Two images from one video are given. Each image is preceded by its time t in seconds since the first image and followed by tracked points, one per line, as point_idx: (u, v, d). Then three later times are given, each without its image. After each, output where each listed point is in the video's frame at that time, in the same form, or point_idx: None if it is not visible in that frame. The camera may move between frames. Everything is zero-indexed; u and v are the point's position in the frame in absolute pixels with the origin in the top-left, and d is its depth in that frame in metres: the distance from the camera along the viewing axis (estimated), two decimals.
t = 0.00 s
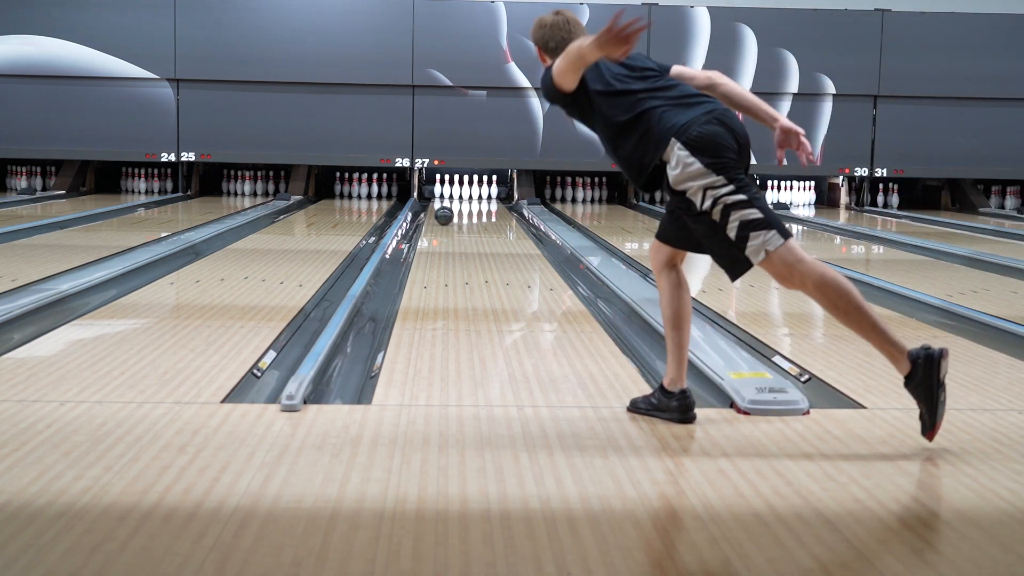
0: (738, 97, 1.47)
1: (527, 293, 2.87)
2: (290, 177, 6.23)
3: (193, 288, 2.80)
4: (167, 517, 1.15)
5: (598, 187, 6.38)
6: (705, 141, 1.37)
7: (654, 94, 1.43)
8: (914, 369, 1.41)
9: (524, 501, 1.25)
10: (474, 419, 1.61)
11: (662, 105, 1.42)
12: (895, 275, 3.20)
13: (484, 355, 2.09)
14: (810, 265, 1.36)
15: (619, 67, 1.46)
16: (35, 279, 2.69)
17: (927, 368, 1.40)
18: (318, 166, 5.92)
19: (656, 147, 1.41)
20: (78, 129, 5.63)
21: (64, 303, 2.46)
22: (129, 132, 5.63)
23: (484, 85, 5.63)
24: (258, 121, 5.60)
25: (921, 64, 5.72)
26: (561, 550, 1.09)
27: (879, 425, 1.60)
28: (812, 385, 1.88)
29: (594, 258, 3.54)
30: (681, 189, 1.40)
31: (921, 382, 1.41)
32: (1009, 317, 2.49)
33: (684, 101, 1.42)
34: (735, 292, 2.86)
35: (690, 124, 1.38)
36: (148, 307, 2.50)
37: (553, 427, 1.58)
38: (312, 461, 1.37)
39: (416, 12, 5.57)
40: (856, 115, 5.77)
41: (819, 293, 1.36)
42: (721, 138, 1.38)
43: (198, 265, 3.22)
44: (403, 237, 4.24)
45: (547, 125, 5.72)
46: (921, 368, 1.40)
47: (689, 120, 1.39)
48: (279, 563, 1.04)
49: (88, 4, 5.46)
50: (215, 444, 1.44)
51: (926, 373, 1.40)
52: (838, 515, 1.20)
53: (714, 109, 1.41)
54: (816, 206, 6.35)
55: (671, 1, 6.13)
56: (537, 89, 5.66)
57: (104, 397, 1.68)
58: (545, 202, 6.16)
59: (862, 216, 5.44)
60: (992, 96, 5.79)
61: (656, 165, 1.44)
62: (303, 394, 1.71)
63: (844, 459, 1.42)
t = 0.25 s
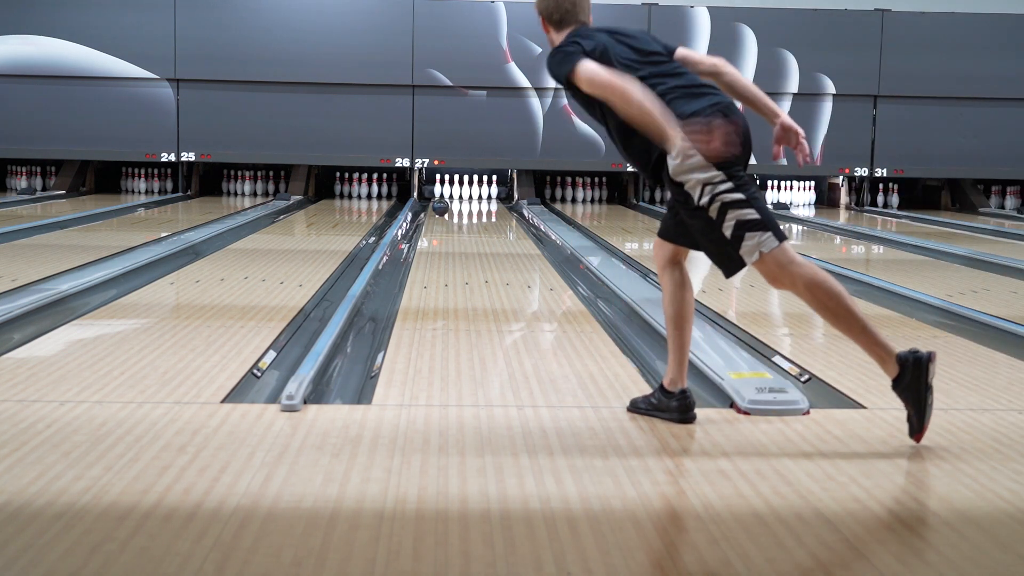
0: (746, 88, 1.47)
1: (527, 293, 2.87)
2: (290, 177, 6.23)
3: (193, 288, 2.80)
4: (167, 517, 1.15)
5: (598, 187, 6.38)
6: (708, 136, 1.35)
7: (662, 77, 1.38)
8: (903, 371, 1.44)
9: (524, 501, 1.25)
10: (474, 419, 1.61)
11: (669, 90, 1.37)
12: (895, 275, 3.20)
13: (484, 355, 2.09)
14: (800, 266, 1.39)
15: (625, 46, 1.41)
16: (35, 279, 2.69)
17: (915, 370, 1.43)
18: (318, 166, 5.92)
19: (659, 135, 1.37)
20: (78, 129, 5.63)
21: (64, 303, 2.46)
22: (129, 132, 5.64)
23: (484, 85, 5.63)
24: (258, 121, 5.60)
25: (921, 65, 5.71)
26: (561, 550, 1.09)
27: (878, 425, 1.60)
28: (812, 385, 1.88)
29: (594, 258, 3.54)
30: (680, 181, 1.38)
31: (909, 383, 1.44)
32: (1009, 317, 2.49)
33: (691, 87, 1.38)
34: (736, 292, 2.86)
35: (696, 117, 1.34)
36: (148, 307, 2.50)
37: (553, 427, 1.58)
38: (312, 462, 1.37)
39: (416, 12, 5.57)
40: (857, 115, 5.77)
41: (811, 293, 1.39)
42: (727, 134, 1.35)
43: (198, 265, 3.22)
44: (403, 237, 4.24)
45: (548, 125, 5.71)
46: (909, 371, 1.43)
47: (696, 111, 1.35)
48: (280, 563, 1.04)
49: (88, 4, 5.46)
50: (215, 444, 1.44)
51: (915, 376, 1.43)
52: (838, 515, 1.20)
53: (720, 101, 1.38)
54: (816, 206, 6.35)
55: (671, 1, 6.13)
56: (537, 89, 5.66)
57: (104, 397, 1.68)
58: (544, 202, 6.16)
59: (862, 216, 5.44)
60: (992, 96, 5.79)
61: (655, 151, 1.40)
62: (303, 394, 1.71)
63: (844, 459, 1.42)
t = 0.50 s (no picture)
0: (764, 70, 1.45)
1: (527, 293, 2.87)
2: (290, 177, 6.23)
3: (193, 288, 2.80)
4: (167, 517, 1.15)
5: (598, 187, 6.38)
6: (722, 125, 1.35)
7: (686, 58, 1.40)
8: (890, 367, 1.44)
9: (524, 501, 1.25)
10: (474, 419, 1.61)
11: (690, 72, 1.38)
12: (895, 275, 3.20)
13: (484, 355, 2.09)
14: (789, 266, 1.39)
15: (654, 23, 1.42)
16: (35, 279, 2.69)
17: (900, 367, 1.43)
18: (318, 166, 5.92)
19: (673, 112, 1.37)
20: (78, 129, 5.63)
21: (64, 303, 2.46)
22: (129, 132, 5.64)
23: (484, 85, 5.63)
24: (258, 121, 5.60)
25: (921, 65, 5.72)
26: (562, 550, 1.09)
27: (878, 425, 1.60)
28: (812, 385, 1.89)
29: (594, 258, 3.54)
30: (687, 167, 1.38)
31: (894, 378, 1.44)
32: (1009, 317, 2.49)
33: (712, 74, 1.39)
34: (736, 292, 2.86)
35: (714, 102, 1.35)
36: (148, 307, 2.50)
37: (553, 427, 1.58)
38: (312, 462, 1.37)
39: (415, 12, 5.57)
40: (856, 115, 5.77)
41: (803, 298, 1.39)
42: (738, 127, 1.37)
43: (198, 265, 3.22)
44: (403, 237, 4.24)
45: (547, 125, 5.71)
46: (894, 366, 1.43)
47: (714, 96, 1.36)
48: (280, 563, 1.04)
49: (88, 4, 5.46)
50: (215, 444, 1.44)
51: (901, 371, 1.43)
52: (838, 515, 1.20)
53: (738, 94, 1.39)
54: (816, 206, 6.35)
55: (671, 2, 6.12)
56: (537, 89, 5.66)
57: (104, 397, 1.68)
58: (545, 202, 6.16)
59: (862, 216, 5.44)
60: (992, 96, 5.79)
61: (666, 131, 1.41)
62: (303, 394, 1.71)
63: (844, 459, 1.42)
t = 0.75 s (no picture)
0: (785, 58, 1.44)
1: (527, 293, 2.87)
2: (290, 177, 6.23)
3: (194, 288, 2.80)
4: (167, 517, 1.15)
5: (598, 187, 6.38)
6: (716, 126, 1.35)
7: (705, 48, 1.38)
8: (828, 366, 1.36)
9: (523, 500, 1.25)
10: (474, 419, 1.61)
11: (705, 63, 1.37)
12: (895, 275, 3.20)
13: (484, 355, 2.09)
14: (731, 274, 1.39)
15: (685, 3, 1.40)
16: (35, 279, 2.69)
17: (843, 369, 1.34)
18: (318, 166, 5.92)
19: (673, 98, 1.37)
20: (78, 129, 5.63)
21: (64, 303, 2.46)
22: (129, 132, 5.64)
23: (484, 85, 5.63)
24: (258, 121, 5.60)
25: (921, 64, 5.72)
26: (561, 550, 1.09)
27: (878, 425, 1.60)
28: (812, 385, 1.89)
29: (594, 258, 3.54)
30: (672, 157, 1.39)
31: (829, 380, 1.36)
32: (1009, 317, 2.49)
33: (725, 69, 1.38)
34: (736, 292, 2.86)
35: (715, 101, 1.35)
36: (148, 307, 2.50)
37: (553, 427, 1.58)
38: (312, 462, 1.37)
39: (415, 12, 5.57)
40: (856, 115, 5.77)
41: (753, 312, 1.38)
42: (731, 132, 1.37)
43: (198, 266, 3.22)
44: (403, 237, 4.24)
45: (547, 125, 5.71)
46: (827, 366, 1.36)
47: (718, 95, 1.36)
48: (279, 563, 1.04)
49: (88, 4, 5.46)
50: (215, 444, 1.44)
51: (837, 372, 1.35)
52: (838, 515, 1.20)
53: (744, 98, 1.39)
54: (816, 206, 6.35)
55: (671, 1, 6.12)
56: (537, 89, 5.66)
57: (104, 397, 1.68)
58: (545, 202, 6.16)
59: (862, 216, 5.44)
60: (992, 95, 5.79)
61: (662, 114, 1.41)
62: (303, 394, 1.71)
63: (844, 459, 1.42)
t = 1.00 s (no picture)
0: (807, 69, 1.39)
1: (527, 293, 2.87)
2: (290, 176, 6.23)
3: (194, 288, 2.80)
4: (167, 517, 1.15)
5: (598, 187, 6.38)
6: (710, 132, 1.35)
7: (727, 49, 1.37)
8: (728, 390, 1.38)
9: (524, 500, 1.25)
10: (474, 419, 1.61)
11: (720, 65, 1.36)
12: (895, 275, 3.20)
13: (484, 355, 2.09)
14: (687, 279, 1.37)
15: None
16: (35, 279, 2.69)
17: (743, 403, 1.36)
18: (318, 166, 5.92)
19: (680, 92, 1.37)
20: (78, 129, 5.63)
21: (64, 303, 2.46)
22: (129, 132, 5.63)
23: (484, 85, 5.63)
24: (258, 121, 5.60)
25: (920, 64, 5.72)
26: (561, 550, 1.09)
27: (878, 425, 1.60)
28: (812, 385, 1.89)
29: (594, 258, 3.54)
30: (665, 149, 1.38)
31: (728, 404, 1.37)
32: (1009, 317, 2.49)
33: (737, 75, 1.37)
34: (736, 292, 2.86)
35: (720, 102, 1.35)
36: (148, 307, 2.50)
37: (553, 427, 1.58)
38: (312, 462, 1.37)
39: (416, 12, 5.57)
40: (856, 115, 5.77)
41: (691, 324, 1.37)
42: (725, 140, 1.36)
43: (198, 265, 3.22)
44: (403, 237, 4.24)
45: (548, 125, 5.71)
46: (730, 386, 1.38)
47: (724, 99, 1.35)
48: (280, 563, 1.04)
49: (88, 4, 5.46)
50: (215, 444, 1.44)
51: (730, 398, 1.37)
52: (838, 515, 1.20)
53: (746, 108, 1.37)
54: (816, 206, 6.35)
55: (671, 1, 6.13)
56: (537, 89, 5.66)
57: (104, 397, 1.68)
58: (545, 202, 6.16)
59: (861, 216, 5.44)
60: (992, 95, 5.79)
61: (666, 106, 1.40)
62: (303, 394, 1.71)
63: (844, 459, 1.42)
